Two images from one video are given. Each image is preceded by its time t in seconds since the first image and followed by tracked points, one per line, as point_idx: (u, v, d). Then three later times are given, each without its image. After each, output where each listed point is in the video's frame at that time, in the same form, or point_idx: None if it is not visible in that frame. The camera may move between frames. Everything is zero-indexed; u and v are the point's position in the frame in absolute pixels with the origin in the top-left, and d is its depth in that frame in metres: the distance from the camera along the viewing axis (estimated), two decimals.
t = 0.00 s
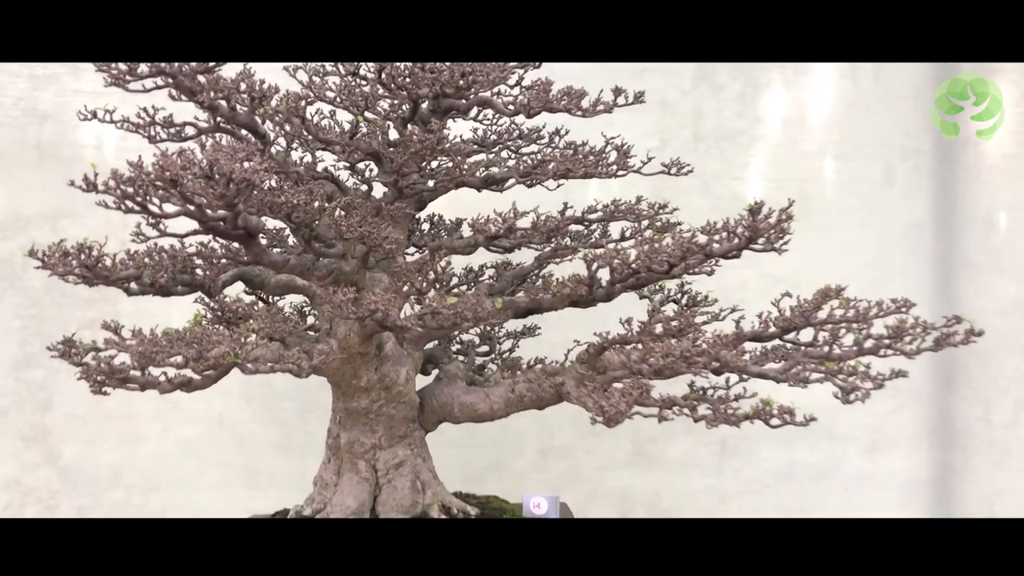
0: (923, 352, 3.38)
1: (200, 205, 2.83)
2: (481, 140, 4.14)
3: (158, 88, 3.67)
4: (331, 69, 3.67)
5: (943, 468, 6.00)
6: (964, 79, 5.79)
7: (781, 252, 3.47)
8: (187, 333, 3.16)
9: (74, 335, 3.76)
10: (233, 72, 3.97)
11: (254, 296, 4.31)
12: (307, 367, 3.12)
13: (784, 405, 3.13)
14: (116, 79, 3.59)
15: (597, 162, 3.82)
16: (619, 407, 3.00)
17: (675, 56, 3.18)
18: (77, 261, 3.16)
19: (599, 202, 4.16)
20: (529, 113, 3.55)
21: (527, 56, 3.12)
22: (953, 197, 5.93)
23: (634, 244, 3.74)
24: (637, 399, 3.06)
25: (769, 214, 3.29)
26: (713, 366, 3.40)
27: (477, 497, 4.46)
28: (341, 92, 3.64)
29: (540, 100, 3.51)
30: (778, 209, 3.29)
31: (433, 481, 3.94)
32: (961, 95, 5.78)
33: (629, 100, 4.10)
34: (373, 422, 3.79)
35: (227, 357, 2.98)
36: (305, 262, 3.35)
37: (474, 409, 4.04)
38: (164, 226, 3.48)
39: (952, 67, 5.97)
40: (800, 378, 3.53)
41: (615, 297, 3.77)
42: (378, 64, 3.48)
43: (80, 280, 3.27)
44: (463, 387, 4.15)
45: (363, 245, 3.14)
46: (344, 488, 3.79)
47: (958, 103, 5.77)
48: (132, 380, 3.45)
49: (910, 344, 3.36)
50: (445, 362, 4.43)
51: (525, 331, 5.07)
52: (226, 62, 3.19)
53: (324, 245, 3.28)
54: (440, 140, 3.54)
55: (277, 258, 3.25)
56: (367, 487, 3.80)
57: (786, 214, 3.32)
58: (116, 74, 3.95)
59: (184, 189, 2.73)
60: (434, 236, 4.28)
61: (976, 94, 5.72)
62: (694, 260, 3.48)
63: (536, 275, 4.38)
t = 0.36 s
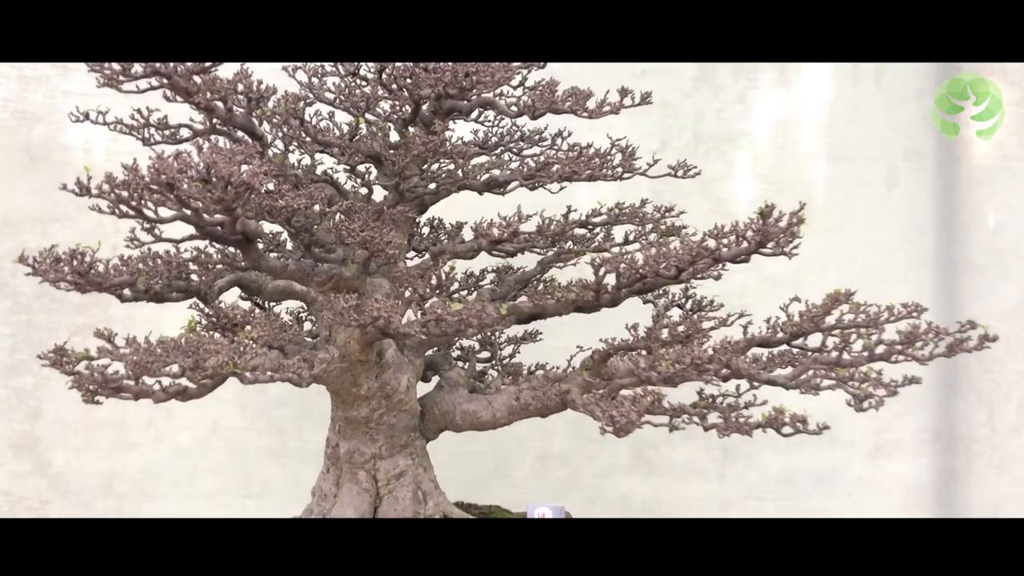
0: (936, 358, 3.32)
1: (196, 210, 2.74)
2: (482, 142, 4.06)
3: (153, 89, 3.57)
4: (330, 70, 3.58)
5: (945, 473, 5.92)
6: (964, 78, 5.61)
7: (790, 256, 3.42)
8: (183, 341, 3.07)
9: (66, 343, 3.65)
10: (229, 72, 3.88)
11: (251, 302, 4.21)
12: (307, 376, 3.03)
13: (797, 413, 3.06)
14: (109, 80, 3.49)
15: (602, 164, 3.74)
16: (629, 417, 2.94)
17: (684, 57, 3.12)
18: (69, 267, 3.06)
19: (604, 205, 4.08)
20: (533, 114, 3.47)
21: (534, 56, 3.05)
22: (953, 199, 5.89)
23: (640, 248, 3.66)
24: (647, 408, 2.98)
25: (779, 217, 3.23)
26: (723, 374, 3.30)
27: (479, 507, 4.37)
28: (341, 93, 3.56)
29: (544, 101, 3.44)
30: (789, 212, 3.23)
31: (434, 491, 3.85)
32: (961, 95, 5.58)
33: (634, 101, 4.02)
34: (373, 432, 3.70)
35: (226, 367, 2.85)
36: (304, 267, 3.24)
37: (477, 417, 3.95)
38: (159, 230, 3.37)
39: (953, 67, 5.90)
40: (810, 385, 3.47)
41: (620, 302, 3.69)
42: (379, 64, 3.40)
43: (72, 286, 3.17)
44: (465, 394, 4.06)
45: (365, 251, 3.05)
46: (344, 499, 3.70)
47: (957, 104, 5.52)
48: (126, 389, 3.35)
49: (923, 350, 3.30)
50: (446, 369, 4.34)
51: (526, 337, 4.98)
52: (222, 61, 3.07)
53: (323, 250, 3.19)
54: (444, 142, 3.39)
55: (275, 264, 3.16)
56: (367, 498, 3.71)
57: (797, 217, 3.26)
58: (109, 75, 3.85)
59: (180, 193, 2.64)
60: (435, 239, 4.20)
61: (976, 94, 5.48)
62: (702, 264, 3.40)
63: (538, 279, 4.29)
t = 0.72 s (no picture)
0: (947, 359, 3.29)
1: (189, 210, 2.63)
2: (481, 140, 3.97)
3: (142, 85, 3.46)
4: (326, 65, 3.48)
5: (944, 475, 5.86)
6: (964, 79, 5.61)
7: (797, 256, 3.35)
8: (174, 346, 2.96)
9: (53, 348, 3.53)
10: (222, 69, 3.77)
11: (243, 305, 4.09)
12: (304, 382, 2.92)
13: (808, 417, 2.99)
14: (97, 76, 3.37)
15: (605, 162, 3.64)
16: (637, 422, 2.86)
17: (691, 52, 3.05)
18: (56, 270, 2.94)
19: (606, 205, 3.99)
20: (535, 111, 3.38)
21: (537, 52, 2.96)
22: (953, 200, 5.83)
23: (643, 249, 3.58)
24: (655, 414, 2.90)
25: (788, 217, 3.16)
26: (731, 377, 3.22)
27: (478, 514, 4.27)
28: (337, 89, 3.46)
29: (547, 98, 3.36)
30: (797, 212, 3.16)
31: (433, 498, 3.75)
32: (961, 95, 5.56)
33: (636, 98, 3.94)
34: (371, 438, 3.60)
35: (220, 373, 2.75)
36: (300, 269, 3.14)
37: (476, 422, 3.86)
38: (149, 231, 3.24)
39: (952, 66, 5.85)
40: (819, 388, 3.40)
41: (624, 304, 3.61)
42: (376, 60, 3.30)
43: (59, 289, 3.05)
44: (464, 399, 3.96)
45: (364, 252, 2.96)
46: (341, 507, 3.60)
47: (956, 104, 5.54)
48: (115, 396, 3.23)
49: (934, 351, 3.26)
50: (443, 373, 4.25)
51: (525, 339, 4.89)
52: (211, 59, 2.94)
53: (319, 251, 3.09)
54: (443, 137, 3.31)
55: (270, 266, 3.05)
56: (365, 506, 3.61)
57: (806, 216, 3.19)
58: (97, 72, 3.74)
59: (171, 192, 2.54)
60: (432, 240, 4.10)
61: (976, 94, 5.49)
62: (708, 265, 3.32)
63: (538, 281, 4.20)
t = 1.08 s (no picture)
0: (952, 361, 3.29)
1: (181, 210, 2.56)
2: (479, 139, 3.92)
3: (133, 83, 3.38)
4: (321, 62, 3.41)
5: (944, 474, 5.83)
6: (965, 79, 5.45)
7: (800, 256, 3.31)
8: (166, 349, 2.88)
9: (42, 351, 3.45)
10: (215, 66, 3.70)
11: (236, 307, 4.01)
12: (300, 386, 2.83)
13: (813, 420, 2.96)
14: (87, 73, 3.29)
15: (605, 161, 3.56)
16: (641, 426, 2.82)
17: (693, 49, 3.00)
18: (45, 271, 2.85)
19: (606, 204, 3.93)
20: (534, 109, 3.33)
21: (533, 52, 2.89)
22: (953, 200, 5.80)
23: (643, 249, 3.52)
24: (660, 418, 2.86)
25: (792, 216, 3.12)
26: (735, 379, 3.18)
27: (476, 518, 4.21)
28: (332, 87, 3.39)
29: (547, 96, 3.31)
30: (800, 211, 3.13)
31: (431, 503, 3.69)
32: (961, 95, 5.39)
33: (636, 96, 3.88)
34: (368, 442, 3.54)
35: (215, 377, 2.63)
36: (295, 270, 3.07)
37: (475, 425, 3.79)
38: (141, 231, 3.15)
39: (951, 65, 5.83)
40: (823, 389, 3.36)
41: (625, 305, 3.56)
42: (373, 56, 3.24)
43: (48, 292, 2.96)
44: (462, 402, 3.90)
45: (362, 253, 2.89)
46: (337, 513, 3.53)
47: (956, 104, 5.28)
48: (107, 400, 3.15)
49: (939, 353, 3.27)
50: (440, 375, 4.18)
51: (523, 340, 4.84)
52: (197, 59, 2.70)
53: (315, 252, 3.02)
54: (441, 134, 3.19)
55: (265, 267, 2.97)
56: (361, 512, 3.54)
57: (810, 216, 3.14)
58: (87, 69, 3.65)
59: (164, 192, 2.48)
60: (429, 241, 4.04)
61: (976, 94, 5.27)
62: (710, 265, 3.27)
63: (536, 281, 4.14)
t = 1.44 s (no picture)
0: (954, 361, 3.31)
1: (171, 209, 2.48)
2: (475, 137, 3.85)
3: (122, 78, 3.29)
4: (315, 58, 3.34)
5: (943, 475, 5.80)
6: (966, 79, 5.34)
7: (801, 255, 3.26)
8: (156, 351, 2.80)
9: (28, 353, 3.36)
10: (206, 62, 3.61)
11: (228, 307, 3.93)
12: (294, 389, 2.73)
13: (815, 422, 2.99)
14: (74, 68, 3.19)
15: (604, 159, 3.50)
16: (642, 430, 2.77)
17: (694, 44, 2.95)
18: (31, 272, 2.76)
19: (604, 203, 3.86)
20: (532, 105, 3.27)
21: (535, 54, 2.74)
22: (955, 200, 5.76)
23: (643, 248, 3.46)
24: (662, 421, 2.81)
25: (794, 215, 3.08)
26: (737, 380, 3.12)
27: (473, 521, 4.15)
28: (325, 83, 3.31)
29: (545, 92, 3.25)
30: (803, 210, 3.08)
31: (427, 507, 3.62)
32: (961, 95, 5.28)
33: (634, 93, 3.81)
34: (362, 445, 3.48)
35: (204, 381, 2.55)
36: (288, 270, 3.00)
37: (471, 427, 3.73)
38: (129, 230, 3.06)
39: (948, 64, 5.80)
40: (826, 391, 3.33)
41: (624, 306, 3.50)
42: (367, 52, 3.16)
43: (34, 293, 2.87)
44: (458, 404, 3.84)
45: (357, 252, 2.83)
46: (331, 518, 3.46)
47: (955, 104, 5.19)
48: (95, 404, 3.07)
49: (942, 353, 3.26)
50: (436, 376, 4.12)
51: (520, 341, 4.77)
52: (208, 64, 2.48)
53: (308, 252, 2.94)
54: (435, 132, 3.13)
55: (257, 267, 2.90)
56: (356, 516, 3.48)
57: (813, 214, 3.09)
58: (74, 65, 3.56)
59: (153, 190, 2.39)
60: (424, 240, 3.98)
61: (976, 94, 5.18)
62: (711, 265, 3.22)
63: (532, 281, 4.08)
